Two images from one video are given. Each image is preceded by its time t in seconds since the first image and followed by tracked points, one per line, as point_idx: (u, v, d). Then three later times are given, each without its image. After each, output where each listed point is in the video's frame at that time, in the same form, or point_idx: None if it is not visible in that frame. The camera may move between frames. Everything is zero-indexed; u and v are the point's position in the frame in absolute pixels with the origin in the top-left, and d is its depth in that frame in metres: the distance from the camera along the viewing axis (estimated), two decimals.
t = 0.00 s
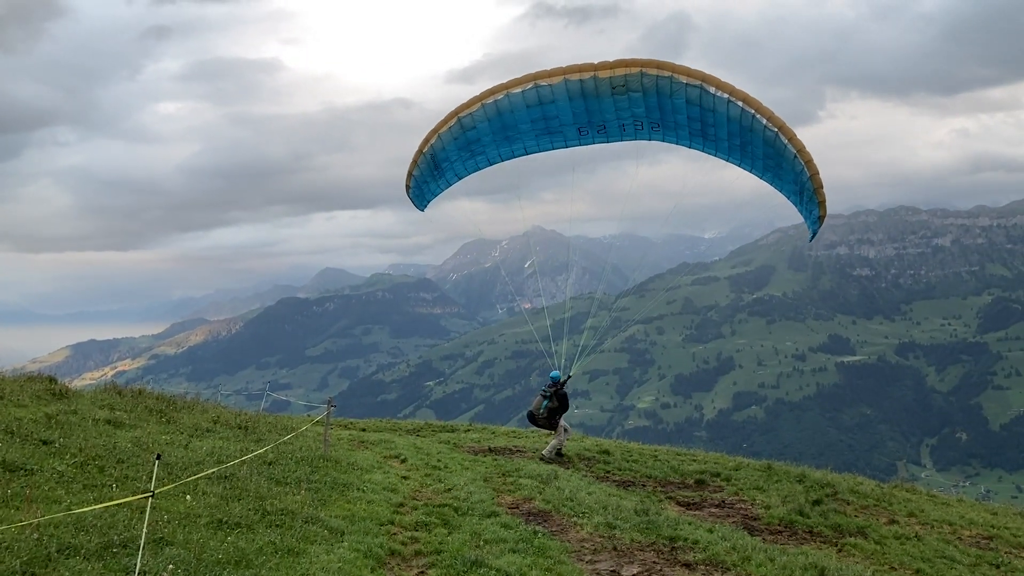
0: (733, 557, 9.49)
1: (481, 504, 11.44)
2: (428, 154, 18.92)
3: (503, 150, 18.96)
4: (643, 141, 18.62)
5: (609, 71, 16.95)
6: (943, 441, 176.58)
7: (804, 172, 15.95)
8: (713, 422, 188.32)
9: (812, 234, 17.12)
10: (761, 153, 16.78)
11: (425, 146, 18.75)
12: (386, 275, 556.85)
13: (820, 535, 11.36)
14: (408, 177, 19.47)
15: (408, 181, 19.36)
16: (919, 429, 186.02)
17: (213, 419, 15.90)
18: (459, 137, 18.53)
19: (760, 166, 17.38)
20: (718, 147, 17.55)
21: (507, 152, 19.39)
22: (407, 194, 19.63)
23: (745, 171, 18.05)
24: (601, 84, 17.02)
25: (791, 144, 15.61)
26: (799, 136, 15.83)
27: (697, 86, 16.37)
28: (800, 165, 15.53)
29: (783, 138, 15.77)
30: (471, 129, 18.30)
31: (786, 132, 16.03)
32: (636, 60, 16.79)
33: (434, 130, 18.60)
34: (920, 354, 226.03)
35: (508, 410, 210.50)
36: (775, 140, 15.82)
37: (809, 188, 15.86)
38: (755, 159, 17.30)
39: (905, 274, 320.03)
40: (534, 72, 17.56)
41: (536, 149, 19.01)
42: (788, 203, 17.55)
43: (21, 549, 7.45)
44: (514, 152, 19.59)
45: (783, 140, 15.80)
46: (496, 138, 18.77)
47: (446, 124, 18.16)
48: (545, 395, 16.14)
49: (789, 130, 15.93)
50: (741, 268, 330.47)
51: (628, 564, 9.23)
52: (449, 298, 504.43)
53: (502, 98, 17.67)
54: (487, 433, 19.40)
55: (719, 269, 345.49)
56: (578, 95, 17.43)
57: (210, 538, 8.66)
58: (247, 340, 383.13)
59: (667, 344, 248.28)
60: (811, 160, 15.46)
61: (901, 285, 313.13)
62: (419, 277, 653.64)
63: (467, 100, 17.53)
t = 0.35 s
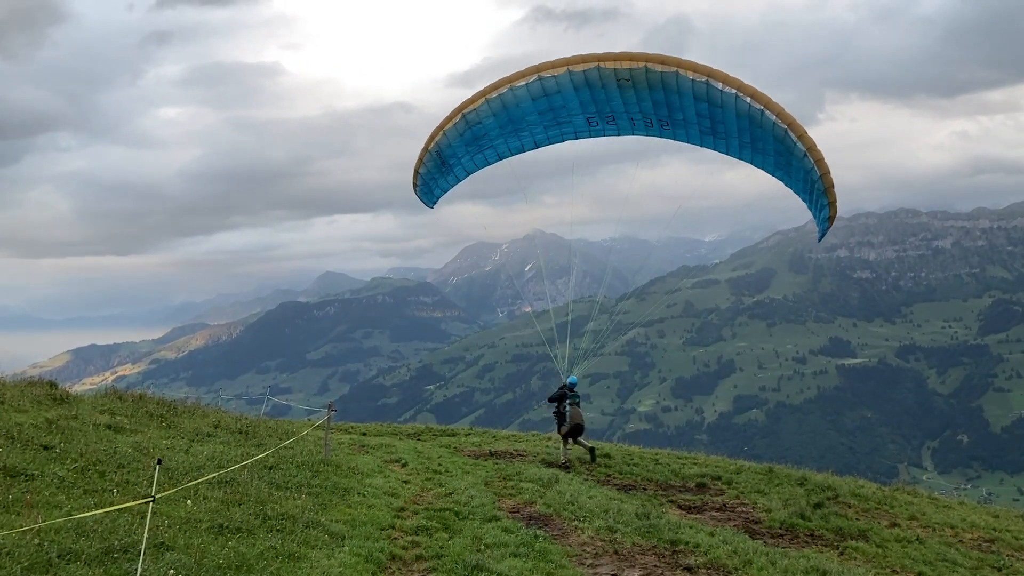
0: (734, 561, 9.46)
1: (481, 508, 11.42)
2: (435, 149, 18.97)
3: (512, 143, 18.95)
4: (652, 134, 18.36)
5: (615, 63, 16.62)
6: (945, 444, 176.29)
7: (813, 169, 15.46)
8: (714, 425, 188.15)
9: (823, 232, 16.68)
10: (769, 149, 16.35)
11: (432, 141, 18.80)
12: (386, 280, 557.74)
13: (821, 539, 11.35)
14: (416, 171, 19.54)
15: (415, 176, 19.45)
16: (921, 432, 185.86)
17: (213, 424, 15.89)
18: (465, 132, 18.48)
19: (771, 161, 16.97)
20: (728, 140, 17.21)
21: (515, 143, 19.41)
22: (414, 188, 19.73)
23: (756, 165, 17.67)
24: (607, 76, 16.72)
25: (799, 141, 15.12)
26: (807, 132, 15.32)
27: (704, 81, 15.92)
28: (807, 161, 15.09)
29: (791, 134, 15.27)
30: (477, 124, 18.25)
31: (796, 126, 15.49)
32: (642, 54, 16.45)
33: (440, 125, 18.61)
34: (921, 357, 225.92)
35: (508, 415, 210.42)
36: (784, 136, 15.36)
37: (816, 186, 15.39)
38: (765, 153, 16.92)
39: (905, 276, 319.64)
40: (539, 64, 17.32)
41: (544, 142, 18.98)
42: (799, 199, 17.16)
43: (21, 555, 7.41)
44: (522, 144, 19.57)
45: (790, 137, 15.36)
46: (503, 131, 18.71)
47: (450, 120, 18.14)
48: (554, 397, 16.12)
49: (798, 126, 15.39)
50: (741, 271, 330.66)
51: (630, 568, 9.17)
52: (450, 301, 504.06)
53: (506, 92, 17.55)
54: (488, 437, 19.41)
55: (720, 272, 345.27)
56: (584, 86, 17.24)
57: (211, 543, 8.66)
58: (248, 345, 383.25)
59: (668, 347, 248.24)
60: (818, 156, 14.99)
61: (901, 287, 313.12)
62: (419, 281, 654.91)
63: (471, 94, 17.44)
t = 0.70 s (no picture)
0: (731, 562, 9.44)
1: (478, 513, 11.39)
2: (438, 151, 18.96)
3: (516, 142, 18.99)
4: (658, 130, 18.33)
5: (617, 59, 16.48)
6: (941, 442, 176.66)
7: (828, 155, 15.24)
8: (711, 426, 188.20)
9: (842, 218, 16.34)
10: (780, 137, 16.13)
11: (434, 143, 18.84)
12: (381, 283, 557.92)
13: (817, 539, 11.36)
14: (420, 174, 19.55)
15: (418, 179, 19.54)
16: (917, 431, 186.29)
17: (209, 430, 15.86)
18: (467, 132, 18.50)
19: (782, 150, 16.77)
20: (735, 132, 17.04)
21: (521, 142, 19.44)
22: (418, 191, 19.78)
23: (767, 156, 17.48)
24: (609, 72, 16.62)
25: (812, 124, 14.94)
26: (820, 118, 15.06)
27: (709, 73, 15.74)
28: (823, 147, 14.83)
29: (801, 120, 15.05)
30: (479, 124, 18.26)
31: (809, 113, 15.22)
32: (645, 50, 16.29)
33: (442, 126, 18.64)
34: (916, 356, 226.51)
35: (505, 418, 210.29)
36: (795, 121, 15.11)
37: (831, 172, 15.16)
38: (778, 142, 16.66)
39: (900, 276, 320.14)
40: (539, 62, 17.20)
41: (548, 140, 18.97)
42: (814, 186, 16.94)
43: (16, 565, 7.40)
44: (525, 142, 19.60)
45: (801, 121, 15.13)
46: (506, 130, 18.76)
47: (450, 120, 18.14)
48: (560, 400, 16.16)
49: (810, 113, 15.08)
50: (736, 272, 331.21)
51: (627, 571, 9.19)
52: (445, 304, 503.95)
53: (507, 91, 17.51)
54: (485, 440, 19.39)
55: (715, 273, 345.24)
56: (586, 83, 17.14)
57: (207, 548, 8.63)
58: (244, 350, 382.53)
59: (664, 349, 248.54)
60: (834, 140, 14.70)
61: (896, 287, 313.88)
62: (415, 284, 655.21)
63: (469, 94, 17.40)
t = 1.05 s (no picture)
0: (727, 564, 9.40)
1: (475, 514, 11.40)
2: (432, 160, 18.98)
3: (511, 146, 19.03)
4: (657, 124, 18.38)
5: (610, 56, 16.54)
6: (937, 440, 176.90)
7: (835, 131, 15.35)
8: (707, 426, 188.29)
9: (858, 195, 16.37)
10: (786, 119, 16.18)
11: (427, 152, 18.83)
12: (377, 286, 557.78)
13: (815, 538, 11.35)
14: (414, 184, 19.55)
15: (412, 188, 19.56)
16: (913, 429, 186.83)
17: (205, 434, 15.85)
18: (459, 139, 18.56)
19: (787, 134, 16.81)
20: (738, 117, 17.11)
21: (517, 147, 19.48)
22: (414, 202, 19.77)
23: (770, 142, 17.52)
24: (603, 70, 16.68)
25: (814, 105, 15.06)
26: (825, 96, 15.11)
27: (707, 60, 15.84)
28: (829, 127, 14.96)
29: (808, 101, 15.08)
30: (472, 130, 18.34)
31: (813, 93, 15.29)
32: (639, 43, 16.33)
33: (434, 134, 18.67)
34: (911, 354, 227.06)
35: (501, 420, 210.27)
36: (802, 104, 15.13)
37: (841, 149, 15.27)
38: (784, 122, 16.65)
39: (894, 274, 320.53)
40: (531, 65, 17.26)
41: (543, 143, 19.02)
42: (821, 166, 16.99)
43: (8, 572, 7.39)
44: (519, 146, 19.68)
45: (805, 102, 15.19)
46: (500, 135, 18.83)
47: (442, 128, 18.17)
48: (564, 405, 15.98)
49: (814, 92, 15.12)
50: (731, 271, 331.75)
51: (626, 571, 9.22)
52: (441, 306, 503.51)
53: (500, 93, 17.52)
54: (481, 442, 19.36)
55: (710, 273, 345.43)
56: (580, 83, 17.19)
57: (203, 553, 8.61)
58: (239, 354, 381.90)
59: (660, 349, 248.87)
60: (838, 117, 14.79)
61: (891, 285, 314.62)
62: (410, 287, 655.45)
63: (461, 101, 17.43)
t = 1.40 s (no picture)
0: (724, 562, 9.41)
1: (472, 515, 11.41)
2: (415, 160, 18.62)
3: (495, 147, 18.72)
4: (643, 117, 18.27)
5: (599, 47, 16.56)
6: (933, 437, 177.16)
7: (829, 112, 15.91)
8: (704, 424, 188.42)
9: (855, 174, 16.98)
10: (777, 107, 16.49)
11: (410, 152, 18.47)
12: (372, 288, 557.66)
13: (811, 536, 11.38)
14: (397, 187, 19.13)
15: (396, 191, 19.14)
16: (909, 426, 187.17)
17: (201, 438, 15.85)
18: (442, 139, 18.26)
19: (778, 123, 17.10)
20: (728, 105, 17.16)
21: (500, 148, 19.10)
22: (398, 205, 19.38)
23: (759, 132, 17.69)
24: (592, 61, 16.65)
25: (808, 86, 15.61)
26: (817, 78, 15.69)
27: (697, 49, 16.10)
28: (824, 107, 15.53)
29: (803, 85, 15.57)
30: (456, 129, 18.05)
31: (805, 76, 15.78)
32: (627, 35, 16.48)
33: (417, 134, 18.34)
34: (907, 351, 227.53)
35: (498, 421, 210.20)
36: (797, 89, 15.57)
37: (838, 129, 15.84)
38: (773, 110, 16.97)
39: (889, 271, 320.94)
40: (516, 59, 17.16)
41: (527, 143, 18.75)
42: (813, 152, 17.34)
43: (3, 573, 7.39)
44: (502, 147, 19.28)
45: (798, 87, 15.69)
46: (484, 136, 18.50)
47: (428, 127, 17.91)
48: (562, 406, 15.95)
49: (806, 74, 15.70)
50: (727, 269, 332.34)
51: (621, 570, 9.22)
52: (437, 307, 503.18)
53: (484, 89, 17.33)
54: (478, 443, 19.35)
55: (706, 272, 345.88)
56: (566, 77, 17.13)
57: (200, 558, 8.61)
58: (235, 358, 381.32)
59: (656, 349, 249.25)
60: (833, 100, 15.54)
61: (886, 283, 315.36)
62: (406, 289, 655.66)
63: (447, 98, 17.18)
